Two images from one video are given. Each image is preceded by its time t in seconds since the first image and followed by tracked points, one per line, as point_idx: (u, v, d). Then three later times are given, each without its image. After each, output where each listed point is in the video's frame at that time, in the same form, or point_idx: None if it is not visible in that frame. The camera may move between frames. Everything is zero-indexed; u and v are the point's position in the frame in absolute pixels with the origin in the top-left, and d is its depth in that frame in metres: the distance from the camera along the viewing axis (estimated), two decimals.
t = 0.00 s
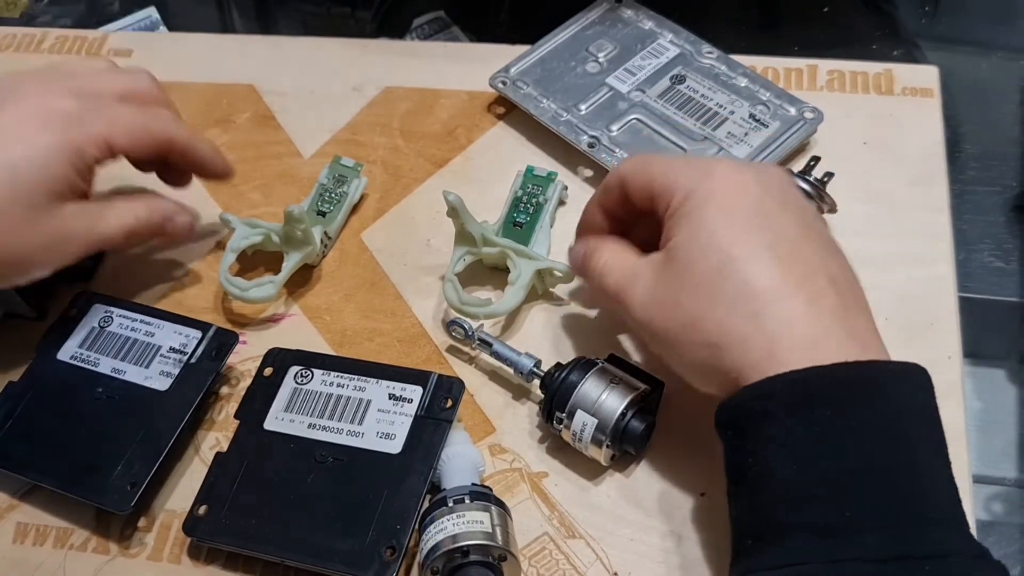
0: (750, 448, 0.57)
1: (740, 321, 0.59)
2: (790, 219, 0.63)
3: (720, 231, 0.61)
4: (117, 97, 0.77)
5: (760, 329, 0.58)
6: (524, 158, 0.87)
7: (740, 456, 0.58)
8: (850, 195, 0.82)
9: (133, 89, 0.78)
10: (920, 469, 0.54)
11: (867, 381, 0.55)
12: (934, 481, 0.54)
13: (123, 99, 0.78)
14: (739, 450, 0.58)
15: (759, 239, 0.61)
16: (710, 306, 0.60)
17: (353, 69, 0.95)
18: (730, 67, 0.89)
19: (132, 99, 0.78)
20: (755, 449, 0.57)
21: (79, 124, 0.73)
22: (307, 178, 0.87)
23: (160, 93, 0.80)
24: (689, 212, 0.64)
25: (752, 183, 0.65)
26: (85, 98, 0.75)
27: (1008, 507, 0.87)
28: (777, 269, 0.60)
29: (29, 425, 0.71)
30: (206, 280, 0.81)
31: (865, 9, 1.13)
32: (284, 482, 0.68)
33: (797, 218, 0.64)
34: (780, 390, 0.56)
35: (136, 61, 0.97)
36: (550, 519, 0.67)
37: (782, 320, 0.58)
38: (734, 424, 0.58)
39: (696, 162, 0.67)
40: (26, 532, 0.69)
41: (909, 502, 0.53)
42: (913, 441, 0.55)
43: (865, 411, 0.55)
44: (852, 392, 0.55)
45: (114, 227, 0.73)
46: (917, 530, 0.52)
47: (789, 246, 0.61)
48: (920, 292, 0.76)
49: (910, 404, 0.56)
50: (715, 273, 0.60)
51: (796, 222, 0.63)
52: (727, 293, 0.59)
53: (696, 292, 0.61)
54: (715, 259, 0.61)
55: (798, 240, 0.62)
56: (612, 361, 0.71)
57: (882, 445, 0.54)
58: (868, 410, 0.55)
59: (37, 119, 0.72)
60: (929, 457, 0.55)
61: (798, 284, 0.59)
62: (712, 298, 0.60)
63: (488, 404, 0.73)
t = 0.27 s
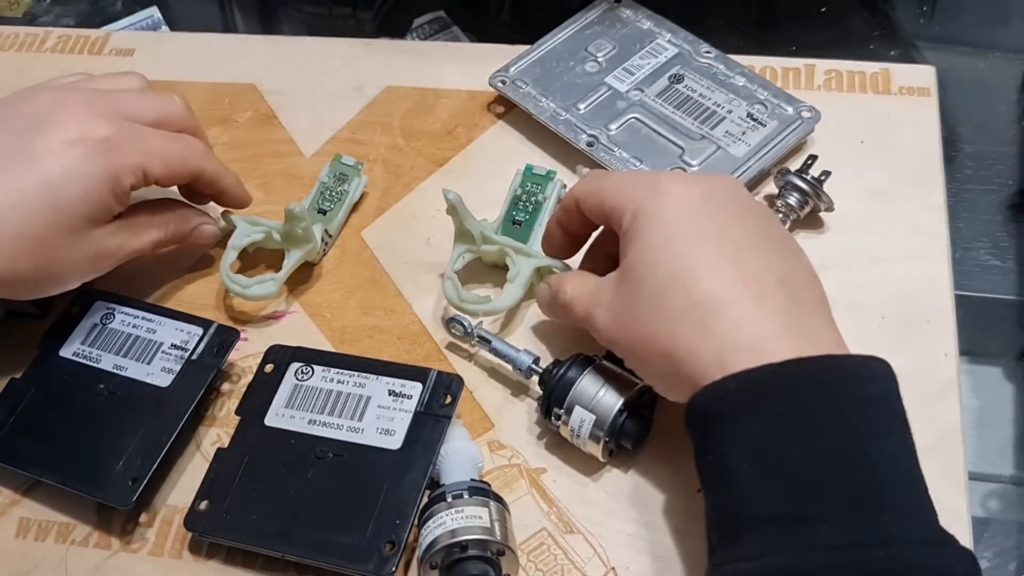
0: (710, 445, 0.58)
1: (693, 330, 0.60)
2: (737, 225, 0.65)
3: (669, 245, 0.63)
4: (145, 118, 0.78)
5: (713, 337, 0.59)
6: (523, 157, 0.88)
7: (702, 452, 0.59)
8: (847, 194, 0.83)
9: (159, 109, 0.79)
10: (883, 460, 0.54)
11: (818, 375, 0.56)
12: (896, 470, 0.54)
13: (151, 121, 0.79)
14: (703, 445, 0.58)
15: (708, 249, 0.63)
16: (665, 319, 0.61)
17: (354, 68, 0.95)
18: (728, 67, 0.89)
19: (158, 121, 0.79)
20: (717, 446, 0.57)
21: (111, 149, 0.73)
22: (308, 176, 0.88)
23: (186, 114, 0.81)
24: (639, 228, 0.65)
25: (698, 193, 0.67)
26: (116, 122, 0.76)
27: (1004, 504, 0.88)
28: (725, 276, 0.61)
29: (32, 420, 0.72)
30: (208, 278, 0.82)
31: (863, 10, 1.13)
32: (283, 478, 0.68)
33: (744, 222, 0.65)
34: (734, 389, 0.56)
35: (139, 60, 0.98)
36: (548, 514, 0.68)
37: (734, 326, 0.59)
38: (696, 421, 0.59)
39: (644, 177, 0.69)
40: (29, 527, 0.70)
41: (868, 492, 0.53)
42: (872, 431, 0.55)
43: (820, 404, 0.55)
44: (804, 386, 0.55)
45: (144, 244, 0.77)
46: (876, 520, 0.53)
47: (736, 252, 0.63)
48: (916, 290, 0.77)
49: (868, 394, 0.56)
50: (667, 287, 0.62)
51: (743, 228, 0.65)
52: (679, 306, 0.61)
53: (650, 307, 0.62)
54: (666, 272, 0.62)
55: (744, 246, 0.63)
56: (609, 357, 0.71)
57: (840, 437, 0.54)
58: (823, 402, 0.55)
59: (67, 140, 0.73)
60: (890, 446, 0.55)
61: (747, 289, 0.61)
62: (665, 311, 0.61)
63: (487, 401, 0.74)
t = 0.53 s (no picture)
0: (699, 446, 0.58)
1: (685, 319, 0.60)
2: (735, 217, 0.64)
3: (665, 233, 0.63)
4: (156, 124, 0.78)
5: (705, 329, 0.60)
6: (524, 156, 0.88)
7: (695, 451, 0.58)
8: (849, 193, 0.83)
9: (169, 115, 0.79)
10: (875, 455, 0.54)
11: (803, 366, 0.56)
12: (885, 464, 0.54)
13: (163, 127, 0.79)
14: (694, 446, 0.59)
15: (705, 239, 0.62)
16: (656, 308, 0.62)
17: (355, 67, 0.95)
18: (729, 66, 0.89)
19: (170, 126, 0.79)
20: (706, 446, 0.57)
21: (121, 155, 0.73)
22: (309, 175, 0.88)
23: (196, 120, 0.81)
24: (637, 213, 0.65)
25: (699, 181, 0.66)
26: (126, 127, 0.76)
27: (1006, 504, 0.87)
28: (721, 270, 0.61)
29: (33, 419, 0.72)
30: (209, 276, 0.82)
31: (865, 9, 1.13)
32: (284, 476, 0.68)
33: (743, 213, 0.65)
34: (722, 385, 0.57)
35: (139, 59, 0.98)
36: (549, 513, 0.68)
37: (726, 322, 0.59)
38: (686, 421, 0.59)
39: (646, 160, 0.68)
40: (30, 526, 0.70)
41: (856, 485, 0.53)
42: (858, 425, 0.55)
43: (805, 399, 0.55)
44: (788, 380, 0.56)
45: (158, 250, 0.76)
46: (865, 513, 0.52)
47: (733, 246, 0.62)
48: (917, 288, 0.76)
49: (854, 389, 0.56)
50: (661, 275, 0.62)
51: (742, 219, 0.64)
52: (671, 296, 0.61)
53: (644, 295, 0.63)
54: (660, 261, 0.62)
55: (742, 239, 0.63)
56: (610, 356, 0.71)
57: (826, 431, 0.54)
58: (809, 397, 0.55)
59: (78, 147, 0.72)
60: (878, 440, 0.55)
61: (742, 286, 0.60)
62: (658, 299, 0.62)
63: (488, 399, 0.74)
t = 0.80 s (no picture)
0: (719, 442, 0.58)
1: (740, 293, 0.60)
2: (794, 204, 0.64)
3: (733, 207, 0.62)
4: (99, 64, 0.75)
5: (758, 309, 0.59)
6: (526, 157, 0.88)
7: (711, 449, 0.59)
8: (850, 195, 0.83)
9: (112, 53, 0.76)
10: (890, 455, 0.55)
11: (843, 364, 0.56)
12: (902, 466, 0.54)
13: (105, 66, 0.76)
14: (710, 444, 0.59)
15: (769, 222, 0.62)
16: (710, 273, 0.61)
17: (357, 68, 0.96)
18: (731, 67, 0.89)
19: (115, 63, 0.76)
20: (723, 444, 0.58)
21: (51, 111, 0.71)
22: (311, 177, 0.88)
23: (144, 52, 0.78)
24: (704, 181, 0.64)
25: (765, 163, 0.66)
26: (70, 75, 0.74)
27: (1007, 504, 0.88)
28: (780, 257, 0.61)
29: (36, 419, 0.72)
30: (211, 277, 0.82)
31: (865, 11, 1.13)
32: (286, 476, 0.68)
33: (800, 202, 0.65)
34: (747, 382, 0.57)
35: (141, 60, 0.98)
36: (551, 513, 0.68)
37: (779, 308, 0.59)
38: (704, 419, 0.59)
39: (716, 129, 0.67)
40: (33, 525, 0.70)
41: (874, 487, 0.53)
42: (879, 426, 0.55)
43: (829, 399, 0.55)
44: (816, 378, 0.56)
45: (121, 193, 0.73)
46: (881, 515, 0.53)
47: (793, 234, 0.62)
48: (919, 290, 0.77)
49: (878, 389, 0.56)
50: (724, 244, 0.61)
51: (799, 209, 0.64)
52: (731, 267, 0.60)
53: (700, 258, 0.62)
54: (723, 231, 0.61)
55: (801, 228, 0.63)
56: (612, 357, 0.71)
57: (847, 432, 0.55)
58: (832, 397, 0.55)
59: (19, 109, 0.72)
60: (897, 442, 0.55)
61: (797, 277, 0.61)
62: (717, 265, 0.61)
63: (489, 400, 0.74)
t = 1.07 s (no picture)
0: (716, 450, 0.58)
1: (724, 303, 0.60)
2: (778, 210, 0.64)
3: (712, 216, 0.62)
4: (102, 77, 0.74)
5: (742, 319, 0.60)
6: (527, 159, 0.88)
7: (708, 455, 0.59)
8: (852, 197, 0.83)
9: (115, 64, 0.75)
10: (887, 458, 0.54)
11: (831, 368, 0.56)
12: (901, 469, 0.54)
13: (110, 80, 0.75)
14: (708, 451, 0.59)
15: (751, 229, 0.62)
16: (693, 286, 0.61)
17: (359, 70, 0.96)
18: (733, 69, 0.89)
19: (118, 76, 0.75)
20: (722, 452, 0.57)
21: (56, 126, 0.71)
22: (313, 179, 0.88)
23: (146, 62, 0.77)
24: (682, 192, 0.64)
25: (746, 170, 0.66)
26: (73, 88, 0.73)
27: (1009, 507, 0.88)
28: (762, 263, 0.61)
29: (37, 421, 0.72)
30: (212, 280, 0.82)
31: (868, 14, 1.13)
32: (288, 479, 0.68)
33: (785, 208, 0.65)
34: (740, 388, 0.57)
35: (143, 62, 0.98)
36: (553, 516, 0.68)
37: (764, 316, 0.59)
38: (702, 427, 0.59)
39: (695, 142, 0.68)
40: (34, 528, 0.70)
41: (872, 490, 0.53)
42: (875, 430, 0.55)
43: (823, 403, 0.55)
44: (808, 382, 0.56)
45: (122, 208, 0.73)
46: (881, 519, 0.53)
47: (777, 241, 0.62)
48: (921, 293, 0.76)
49: (874, 393, 0.56)
50: (703, 256, 0.61)
51: (783, 215, 0.64)
52: (713, 279, 0.61)
53: (683, 272, 0.62)
54: (702, 244, 0.62)
55: (784, 234, 0.63)
56: (613, 359, 0.71)
57: (843, 436, 0.55)
58: (827, 401, 0.55)
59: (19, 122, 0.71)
60: (894, 445, 0.55)
61: (781, 284, 0.61)
62: (698, 278, 0.61)
63: (491, 403, 0.74)
